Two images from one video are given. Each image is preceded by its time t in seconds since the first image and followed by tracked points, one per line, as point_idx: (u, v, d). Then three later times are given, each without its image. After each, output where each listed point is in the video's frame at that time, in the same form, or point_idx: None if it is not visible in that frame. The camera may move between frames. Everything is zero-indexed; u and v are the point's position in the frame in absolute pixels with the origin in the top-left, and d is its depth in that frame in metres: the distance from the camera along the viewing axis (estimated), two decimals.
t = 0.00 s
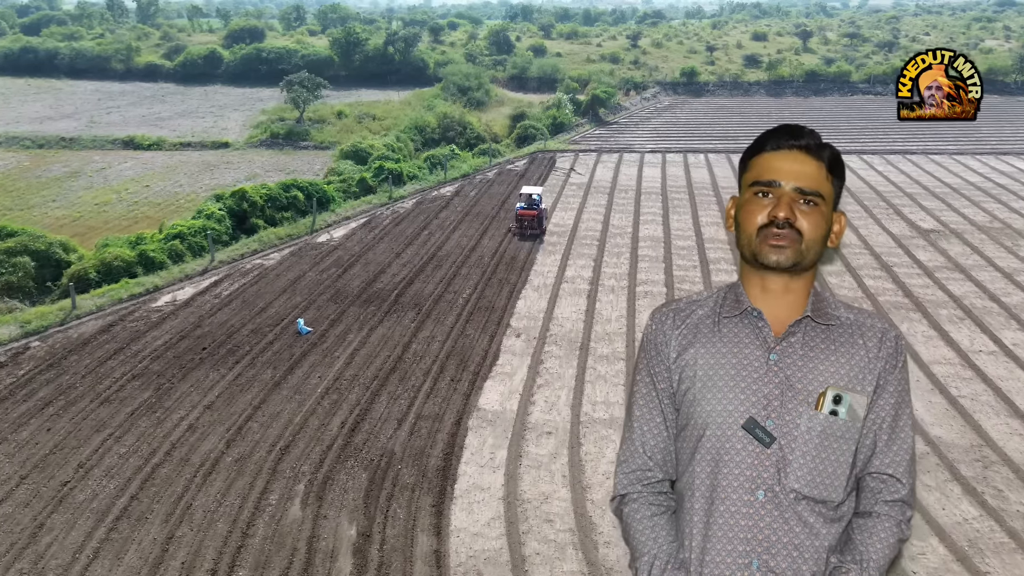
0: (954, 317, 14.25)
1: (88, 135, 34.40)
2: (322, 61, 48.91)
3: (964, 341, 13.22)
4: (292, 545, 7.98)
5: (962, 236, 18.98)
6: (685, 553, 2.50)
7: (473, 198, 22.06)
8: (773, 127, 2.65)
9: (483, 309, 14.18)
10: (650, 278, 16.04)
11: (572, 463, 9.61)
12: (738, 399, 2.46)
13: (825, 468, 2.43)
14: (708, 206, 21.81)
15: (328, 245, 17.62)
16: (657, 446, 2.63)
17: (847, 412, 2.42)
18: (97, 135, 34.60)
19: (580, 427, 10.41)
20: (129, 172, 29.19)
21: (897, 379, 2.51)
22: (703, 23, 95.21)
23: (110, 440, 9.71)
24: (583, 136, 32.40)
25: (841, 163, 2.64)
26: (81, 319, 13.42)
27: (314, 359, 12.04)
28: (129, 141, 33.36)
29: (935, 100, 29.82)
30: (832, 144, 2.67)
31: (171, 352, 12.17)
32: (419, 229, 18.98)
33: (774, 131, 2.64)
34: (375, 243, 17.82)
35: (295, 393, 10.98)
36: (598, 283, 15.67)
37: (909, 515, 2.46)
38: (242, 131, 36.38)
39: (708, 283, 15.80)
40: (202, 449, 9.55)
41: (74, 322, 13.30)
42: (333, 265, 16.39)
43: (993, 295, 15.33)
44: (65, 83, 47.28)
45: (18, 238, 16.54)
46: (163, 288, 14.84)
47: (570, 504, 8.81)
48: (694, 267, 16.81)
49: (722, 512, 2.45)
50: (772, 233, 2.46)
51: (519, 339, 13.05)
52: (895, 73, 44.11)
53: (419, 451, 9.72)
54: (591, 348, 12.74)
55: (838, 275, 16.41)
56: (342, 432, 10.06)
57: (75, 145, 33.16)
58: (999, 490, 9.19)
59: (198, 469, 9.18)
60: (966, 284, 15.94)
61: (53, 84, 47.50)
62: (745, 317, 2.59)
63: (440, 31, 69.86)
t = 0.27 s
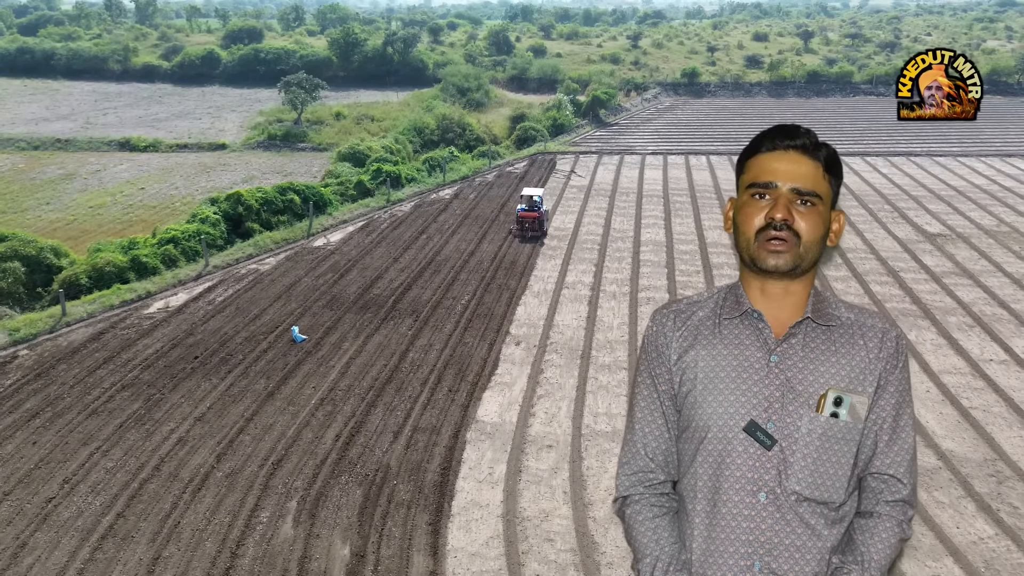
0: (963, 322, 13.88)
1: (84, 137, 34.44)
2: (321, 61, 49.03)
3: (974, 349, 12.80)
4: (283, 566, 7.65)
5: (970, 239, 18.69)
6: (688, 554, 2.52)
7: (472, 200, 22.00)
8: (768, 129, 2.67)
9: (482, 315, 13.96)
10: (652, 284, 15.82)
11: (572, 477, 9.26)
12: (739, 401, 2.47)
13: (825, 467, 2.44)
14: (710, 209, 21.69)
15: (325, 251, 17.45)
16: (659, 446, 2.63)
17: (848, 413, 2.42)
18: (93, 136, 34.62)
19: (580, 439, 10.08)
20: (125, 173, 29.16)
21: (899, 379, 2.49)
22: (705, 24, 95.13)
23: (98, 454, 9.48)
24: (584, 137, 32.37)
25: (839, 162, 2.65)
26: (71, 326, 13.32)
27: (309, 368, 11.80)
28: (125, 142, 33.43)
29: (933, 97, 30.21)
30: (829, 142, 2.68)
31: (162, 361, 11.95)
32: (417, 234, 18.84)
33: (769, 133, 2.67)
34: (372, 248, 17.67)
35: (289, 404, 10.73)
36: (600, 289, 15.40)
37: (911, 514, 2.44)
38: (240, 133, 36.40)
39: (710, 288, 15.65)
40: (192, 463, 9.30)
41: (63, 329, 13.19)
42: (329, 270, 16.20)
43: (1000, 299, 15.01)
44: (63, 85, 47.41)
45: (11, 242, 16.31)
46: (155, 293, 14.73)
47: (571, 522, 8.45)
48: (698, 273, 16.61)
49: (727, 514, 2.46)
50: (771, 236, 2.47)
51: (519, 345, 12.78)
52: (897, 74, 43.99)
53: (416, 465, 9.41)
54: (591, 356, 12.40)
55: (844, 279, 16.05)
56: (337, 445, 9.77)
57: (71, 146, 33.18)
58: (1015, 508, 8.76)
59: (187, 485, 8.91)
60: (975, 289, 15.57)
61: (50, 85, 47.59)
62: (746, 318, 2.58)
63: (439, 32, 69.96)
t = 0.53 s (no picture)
0: (971, 330, 13.66)
1: (80, 138, 34.45)
2: (319, 62, 49.06)
3: (983, 357, 12.59)
4: None
5: (977, 243, 18.54)
6: (689, 553, 2.52)
7: (471, 203, 21.97)
8: (761, 127, 2.70)
9: (480, 321, 13.80)
10: (654, 289, 15.67)
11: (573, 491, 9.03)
12: (738, 399, 2.46)
13: (826, 463, 2.43)
14: (711, 212, 21.58)
15: (322, 255, 17.32)
16: (659, 445, 2.63)
17: (848, 409, 2.42)
18: (89, 138, 34.63)
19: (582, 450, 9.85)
20: (120, 175, 29.16)
21: (899, 373, 2.48)
22: (706, 24, 95.07)
23: (86, 467, 9.29)
24: (584, 139, 32.36)
25: (832, 157, 2.69)
26: (62, 334, 13.06)
27: (305, 377, 11.61)
28: (122, 144, 33.46)
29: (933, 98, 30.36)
30: (821, 138, 2.71)
31: (154, 369, 11.76)
32: (415, 237, 18.73)
33: (762, 129, 2.70)
34: (370, 251, 17.53)
35: (283, 414, 10.53)
36: (601, 294, 15.22)
37: (912, 510, 2.44)
38: (237, 134, 36.40)
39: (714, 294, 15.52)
40: (182, 476, 9.10)
41: (54, 337, 12.94)
42: (326, 275, 16.04)
43: (1009, 305, 14.81)
44: (60, 85, 47.47)
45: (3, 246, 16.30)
46: (149, 299, 14.51)
47: (572, 538, 8.20)
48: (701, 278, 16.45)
49: (728, 513, 2.45)
50: (767, 230, 2.47)
51: (519, 353, 12.58)
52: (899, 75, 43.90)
53: (413, 478, 9.19)
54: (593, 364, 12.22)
55: (849, 284, 15.82)
56: (332, 457, 9.56)
57: (67, 148, 33.21)
58: None
59: (177, 499, 8.70)
60: (983, 294, 15.36)
61: (47, 85, 47.65)
62: (745, 316, 2.58)
63: (439, 32, 70.07)
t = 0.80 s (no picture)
0: (982, 338, 13.46)
1: (76, 140, 34.40)
2: (318, 62, 49.10)
3: (993, 366, 12.43)
4: None
5: (984, 247, 18.42)
6: (690, 557, 2.51)
7: (471, 206, 21.96)
8: (747, 128, 2.76)
9: (479, 327, 13.66)
10: (657, 294, 15.56)
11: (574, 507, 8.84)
12: (736, 399, 2.46)
13: (825, 461, 2.43)
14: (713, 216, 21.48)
15: (318, 259, 17.23)
16: (658, 450, 2.63)
17: (846, 407, 2.42)
18: (85, 139, 34.62)
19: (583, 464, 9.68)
20: (116, 178, 29.11)
21: (896, 369, 2.49)
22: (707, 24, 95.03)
23: (72, 483, 9.13)
24: (585, 140, 32.38)
25: (819, 154, 2.73)
26: (52, 342, 12.94)
27: (299, 387, 11.44)
28: (118, 146, 33.43)
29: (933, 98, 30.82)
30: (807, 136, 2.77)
31: (145, 379, 11.60)
32: (413, 241, 18.67)
33: (748, 131, 2.75)
34: (367, 256, 17.45)
35: (276, 427, 10.35)
36: (603, 300, 15.10)
37: (913, 508, 2.42)
38: (234, 136, 36.40)
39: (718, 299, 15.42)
40: (171, 492, 8.93)
41: (43, 345, 12.81)
42: (322, 280, 15.90)
43: (1017, 312, 14.65)
44: (57, 86, 47.51)
45: None
46: (141, 306, 14.39)
47: (574, 558, 8.02)
48: (705, 283, 16.32)
49: (727, 515, 2.45)
50: (756, 224, 2.48)
51: (519, 362, 12.41)
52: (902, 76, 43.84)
53: (408, 495, 9.00)
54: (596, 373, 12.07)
55: (856, 291, 15.63)
56: (326, 472, 9.40)
57: (63, 149, 33.19)
58: None
59: (166, 516, 8.53)
60: (992, 300, 15.19)
61: (43, 86, 47.69)
62: (740, 317, 2.60)
63: (439, 33, 70.16)
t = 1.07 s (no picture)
0: (994, 346, 13.27)
1: (71, 141, 34.40)
2: (317, 62, 49.18)
3: (1005, 375, 12.23)
4: None
5: (992, 251, 18.33)
6: (691, 559, 2.52)
7: (470, 209, 21.95)
8: (730, 129, 2.82)
9: (478, 334, 13.60)
10: (659, 299, 15.49)
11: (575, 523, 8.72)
12: (735, 400, 2.49)
13: (824, 461, 2.45)
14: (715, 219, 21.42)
15: (314, 264, 17.21)
16: (658, 455, 2.65)
17: (844, 404, 2.45)
18: (80, 141, 34.63)
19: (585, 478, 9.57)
20: (111, 180, 29.13)
21: (894, 366, 2.53)
22: (708, 24, 94.99)
23: (58, 498, 8.99)
24: (585, 142, 32.39)
25: (804, 151, 2.78)
26: (41, 349, 12.87)
27: (293, 398, 11.31)
28: (114, 147, 33.45)
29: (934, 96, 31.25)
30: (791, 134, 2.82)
31: (135, 389, 11.48)
32: (411, 245, 18.66)
33: (733, 130, 2.80)
34: (364, 261, 17.43)
35: (269, 439, 10.21)
36: (605, 306, 15.03)
37: (913, 504, 2.44)
38: (231, 137, 36.43)
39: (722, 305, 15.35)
40: (161, 508, 8.78)
41: (32, 353, 12.73)
42: (318, 286, 15.85)
43: None
44: (53, 87, 47.61)
45: None
46: (133, 313, 14.34)
47: None
48: (707, 289, 16.23)
49: (727, 516, 2.47)
50: (747, 223, 2.51)
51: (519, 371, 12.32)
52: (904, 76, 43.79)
53: (404, 511, 8.84)
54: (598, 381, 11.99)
55: (864, 296, 15.51)
56: (320, 487, 9.24)
57: (58, 151, 33.21)
58: None
59: (153, 534, 8.35)
60: (1001, 307, 15.06)
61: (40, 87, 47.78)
62: (735, 318, 2.64)
63: (438, 33, 70.25)
